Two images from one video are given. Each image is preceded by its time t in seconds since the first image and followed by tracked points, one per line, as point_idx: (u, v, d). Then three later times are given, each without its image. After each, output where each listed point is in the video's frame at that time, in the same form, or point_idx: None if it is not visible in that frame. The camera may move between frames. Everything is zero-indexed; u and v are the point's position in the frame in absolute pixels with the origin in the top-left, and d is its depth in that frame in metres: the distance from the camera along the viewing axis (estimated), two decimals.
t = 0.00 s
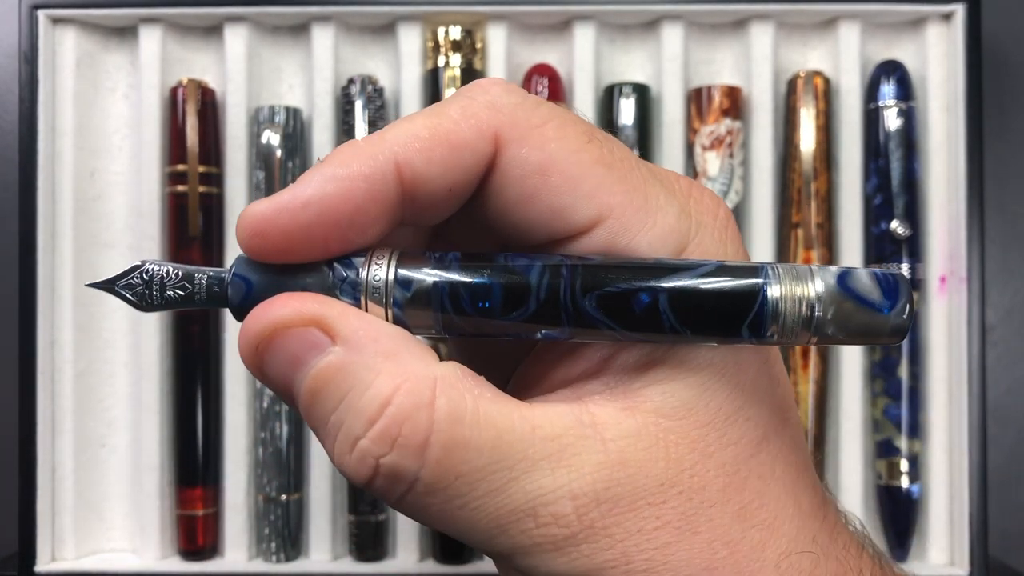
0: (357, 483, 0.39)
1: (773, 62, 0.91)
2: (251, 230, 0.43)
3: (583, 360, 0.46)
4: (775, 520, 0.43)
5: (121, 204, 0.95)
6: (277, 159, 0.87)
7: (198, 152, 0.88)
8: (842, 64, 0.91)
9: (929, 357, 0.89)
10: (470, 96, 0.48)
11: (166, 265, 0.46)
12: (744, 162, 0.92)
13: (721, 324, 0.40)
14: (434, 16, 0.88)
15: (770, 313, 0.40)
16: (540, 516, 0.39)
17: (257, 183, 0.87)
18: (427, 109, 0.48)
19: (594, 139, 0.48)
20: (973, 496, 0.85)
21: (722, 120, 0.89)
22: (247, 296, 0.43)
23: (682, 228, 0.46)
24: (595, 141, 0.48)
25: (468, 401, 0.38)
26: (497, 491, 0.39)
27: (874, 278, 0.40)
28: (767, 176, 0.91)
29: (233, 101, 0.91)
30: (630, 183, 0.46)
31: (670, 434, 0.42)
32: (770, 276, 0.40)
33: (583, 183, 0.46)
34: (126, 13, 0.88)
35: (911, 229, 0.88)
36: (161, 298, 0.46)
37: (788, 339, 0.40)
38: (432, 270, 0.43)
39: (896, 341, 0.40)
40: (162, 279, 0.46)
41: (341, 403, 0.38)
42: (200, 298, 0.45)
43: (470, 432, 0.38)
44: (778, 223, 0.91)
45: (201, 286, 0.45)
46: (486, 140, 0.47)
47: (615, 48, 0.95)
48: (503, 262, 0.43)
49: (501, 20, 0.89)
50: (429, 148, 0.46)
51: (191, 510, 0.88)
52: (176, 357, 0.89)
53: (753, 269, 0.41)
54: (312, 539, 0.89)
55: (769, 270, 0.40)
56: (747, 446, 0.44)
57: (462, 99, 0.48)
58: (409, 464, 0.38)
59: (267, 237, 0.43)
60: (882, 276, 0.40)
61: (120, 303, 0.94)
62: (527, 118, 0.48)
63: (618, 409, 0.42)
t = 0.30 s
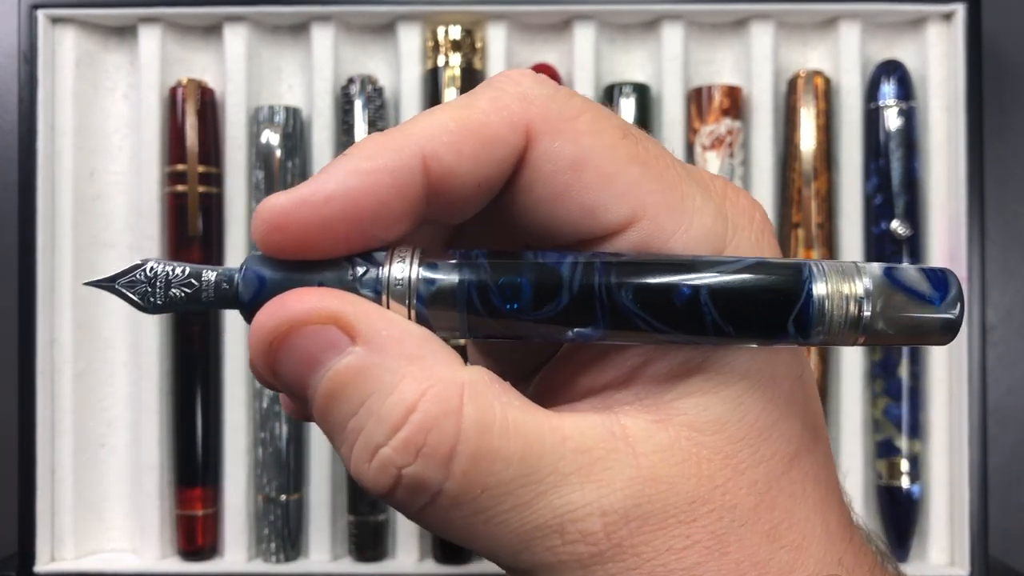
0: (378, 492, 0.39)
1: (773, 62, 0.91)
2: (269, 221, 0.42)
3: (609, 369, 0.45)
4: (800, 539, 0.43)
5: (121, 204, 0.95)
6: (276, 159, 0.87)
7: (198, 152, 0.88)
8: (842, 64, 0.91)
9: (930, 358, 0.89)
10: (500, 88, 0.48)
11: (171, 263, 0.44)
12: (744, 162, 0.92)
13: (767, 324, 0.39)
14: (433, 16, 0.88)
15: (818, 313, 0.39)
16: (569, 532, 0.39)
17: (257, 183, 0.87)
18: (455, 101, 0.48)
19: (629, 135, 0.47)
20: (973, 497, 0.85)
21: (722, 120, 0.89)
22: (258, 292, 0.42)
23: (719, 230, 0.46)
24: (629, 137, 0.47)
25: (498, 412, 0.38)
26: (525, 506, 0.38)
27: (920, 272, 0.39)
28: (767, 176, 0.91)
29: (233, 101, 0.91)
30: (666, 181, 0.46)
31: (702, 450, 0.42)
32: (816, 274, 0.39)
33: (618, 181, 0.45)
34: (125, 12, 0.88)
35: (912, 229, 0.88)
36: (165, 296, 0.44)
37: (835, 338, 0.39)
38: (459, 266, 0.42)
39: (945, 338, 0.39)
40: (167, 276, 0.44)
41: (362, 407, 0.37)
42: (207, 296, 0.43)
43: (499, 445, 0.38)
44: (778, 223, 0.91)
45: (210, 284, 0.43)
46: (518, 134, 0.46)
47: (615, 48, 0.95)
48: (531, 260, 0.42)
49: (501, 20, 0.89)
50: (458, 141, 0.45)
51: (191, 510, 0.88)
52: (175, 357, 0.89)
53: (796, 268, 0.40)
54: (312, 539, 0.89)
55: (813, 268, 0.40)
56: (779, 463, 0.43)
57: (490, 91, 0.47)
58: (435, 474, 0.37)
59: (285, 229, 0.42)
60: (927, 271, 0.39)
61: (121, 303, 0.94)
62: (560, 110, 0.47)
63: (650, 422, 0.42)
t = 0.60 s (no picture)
0: (420, 455, 0.38)
1: (773, 61, 0.91)
2: (331, 170, 0.43)
3: (643, 354, 0.48)
4: (817, 532, 0.44)
5: (120, 203, 0.94)
6: (276, 159, 0.87)
7: (198, 152, 0.88)
8: (842, 63, 0.90)
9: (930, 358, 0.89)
10: (566, 71, 0.49)
11: (220, 203, 0.42)
12: (744, 163, 0.92)
13: (799, 325, 0.42)
14: (434, 16, 0.88)
15: (849, 320, 0.42)
16: (603, 506, 0.39)
17: (257, 183, 0.87)
18: (520, 77, 0.49)
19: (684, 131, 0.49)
20: (974, 497, 0.85)
21: (722, 120, 0.89)
22: (308, 243, 0.41)
23: (758, 229, 0.48)
24: (684, 133, 0.49)
25: (544, 386, 0.38)
26: (563, 477, 0.38)
27: (945, 292, 0.43)
28: (767, 175, 0.91)
29: (233, 100, 0.91)
30: (715, 179, 0.48)
31: (734, 437, 0.43)
32: (850, 282, 0.42)
33: (671, 172, 0.47)
34: (124, 12, 0.88)
35: (912, 230, 0.88)
36: (210, 236, 0.42)
37: (860, 346, 0.42)
38: (509, 239, 0.42)
39: (961, 355, 0.43)
40: (213, 215, 0.42)
41: (411, 370, 0.37)
42: (254, 240, 0.41)
43: (544, 417, 0.38)
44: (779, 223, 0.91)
45: (257, 228, 0.41)
46: (580, 117, 0.47)
47: (615, 48, 0.95)
48: (579, 240, 0.43)
49: (501, 20, 0.89)
50: (520, 118, 0.46)
51: (191, 510, 0.88)
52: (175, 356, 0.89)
53: (832, 275, 0.43)
54: (312, 539, 0.89)
55: (848, 277, 0.43)
56: (803, 457, 0.45)
57: (557, 72, 0.48)
58: (479, 440, 0.37)
59: (346, 180, 0.43)
60: (953, 292, 0.43)
61: (121, 302, 0.94)
62: (622, 100, 0.48)
63: (685, 408, 0.43)
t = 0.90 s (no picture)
0: (389, 454, 0.38)
1: (773, 61, 0.91)
2: (317, 166, 0.42)
3: (617, 363, 0.48)
4: (776, 542, 0.45)
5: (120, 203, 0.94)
6: (276, 159, 0.87)
7: (198, 151, 0.88)
8: (842, 63, 0.90)
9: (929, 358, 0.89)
10: (556, 81, 0.48)
11: (206, 191, 0.42)
12: (744, 163, 0.92)
13: (768, 337, 0.42)
14: (434, 16, 0.88)
15: (816, 336, 0.42)
16: (568, 512, 0.39)
17: (257, 183, 0.87)
18: (512, 83, 0.48)
19: (668, 147, 0.49)
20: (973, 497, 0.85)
21: (722, 120, 0.89)
22: (293, 233, 0.41)
23: (733, 246, 0.49)
24: (669, 149, 0.49)
25: (515, 393, 0.38)
26: (530, 483, 0.38)
27: (911, 310, 0.43)
28: (767, 175, 0.91)
29: (233, 100, 0.91)
30: (694, 197, 0.48)
31: (698, 447, 0.44)
32: (819, 298, 0.43)
33: (652, 188, 0.47)
34: (125, 12, 0.88)
35: (912, 230, 0.88)
36: (196, 223, 0.42)
37: (829, 361, 0.43)
38: (491, 240, 0.42)
39: (925, 373, 0.43)
40: (199, 204, 0.42)
41: (385, 368, 0.37)
42: (240, 229, 0.41)
43: (513, 422, 0.38)
44: (778, 223, 0.91)
45: (243, 217, 0.41)
46: (568, 129, 0.47)
47: (615, 47, 0.95)
48: (559, 244, 0.43)
49: (501, 20, 0.89)
50: (508, 126, 0.46)
51: (191, 510, 0.88)
52: (174, 354, 0.89)
53: (803, 290, 0.43)
54: (313, 539, 0.89)
55: (818, 293, 0.43)
56: (764, 469, 0.46)
57: (546, 83, 0.48)
58: (449, 442, 0.37)
59: (331, 177, 0.42)
60: (920, 311, 0.43)
61: (120, 302, 0.94)
62: (610, 113, 0.48)
63: (652, 417, 0.44)
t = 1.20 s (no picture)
0: (368, 486, 0.38)
1: (773, 61, 0.91)
2: (307, 199, 0.42)
3: (606, 398, 0.49)
4: None
5: (120, 204, 0.94)
6: (276, 159, 0.87)
7: (198, 152, 0.88)
8: (842, 63, 0.90)
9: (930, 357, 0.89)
10: (552, 109, 0.49)
11: (204, 215, 0.43)
12: (744, 163, 0.92)
13: (767, 378, 0.42)
14: (434, 16, 0.88)
15: (815, 378, 0.42)
16: (547, 553, 0.39)
17: (257, 183, 0.87)
18: (506, 112, 0.49)
19: (665, 179, 0.49)
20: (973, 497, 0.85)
21: (722, 120, 0.89)
22: (288, 260, 0.42)
23: (729, 282, 0.49)
24: (666, 181, 0.49)
25: (502, 429, 0.38)
26: (512, 521, 0.39)
27: (913, 355, 0.43)
28: (767, 175, 0.90)
29: (233, 100, 0.91)
30: (690, 229, 0.49)
31: (681, 488, 0.44)
32: (819, 340, 0.42)
33: (649, 222, 0.48)
34: (125, 12, 0.88)
35: (912, 230, 0.88)
36: (192, 247, 0.42)
37: (826, 404, 0.43)
38: (487, 272, 0.43)
39: (926, 421, 0.42)
40: (197, 227, 0.43)
41: (371, 394, 0.38)
42: (236, 254, 0.42)
43: (497, 462, 0.38)
44: (779, 222, 0.91)
45: (239, 242, 0.42)
46: (563, 158, 0.48)
47: (615, 47, 0.95)
48: (555, 278, 0.43)
49: (501, 20, 0.89)
50: (503, 157, 0.46)
51: (191, 510, 0.88)
52: (175, 355, 0.89)
53: (803, 331, 0.43)
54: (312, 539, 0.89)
55: (818, 334, 0.43)
56: (745, 512, 0.46)
57: (543, 109, 0.49)
58: (430, 478, 0.38)
59: (321, 209, 0.42)
60: (921, 356, 0.43)
61: (120, 304, 0.94)
62: (606, 143, 0.48)
63: (637, 456, 0.44)
